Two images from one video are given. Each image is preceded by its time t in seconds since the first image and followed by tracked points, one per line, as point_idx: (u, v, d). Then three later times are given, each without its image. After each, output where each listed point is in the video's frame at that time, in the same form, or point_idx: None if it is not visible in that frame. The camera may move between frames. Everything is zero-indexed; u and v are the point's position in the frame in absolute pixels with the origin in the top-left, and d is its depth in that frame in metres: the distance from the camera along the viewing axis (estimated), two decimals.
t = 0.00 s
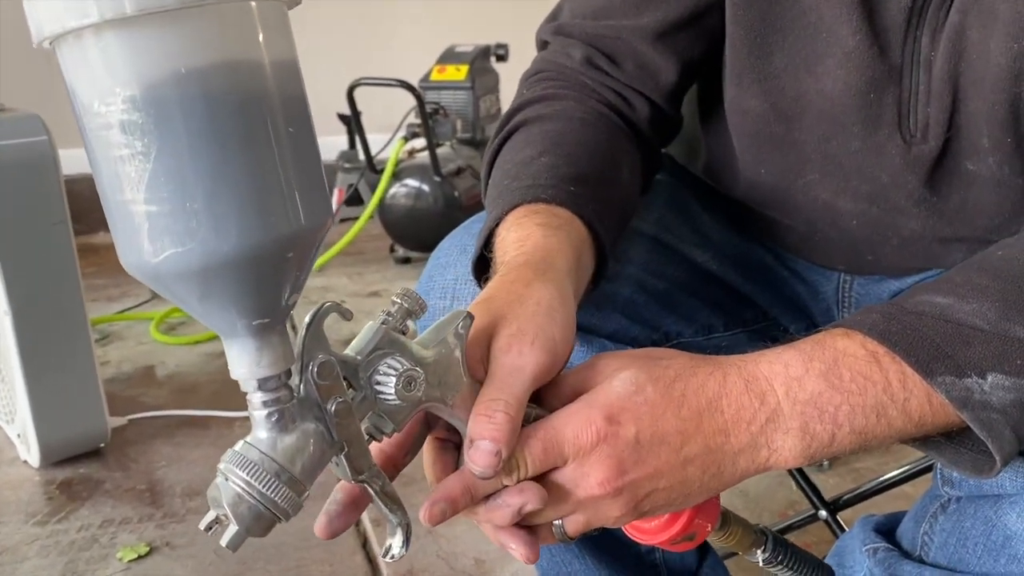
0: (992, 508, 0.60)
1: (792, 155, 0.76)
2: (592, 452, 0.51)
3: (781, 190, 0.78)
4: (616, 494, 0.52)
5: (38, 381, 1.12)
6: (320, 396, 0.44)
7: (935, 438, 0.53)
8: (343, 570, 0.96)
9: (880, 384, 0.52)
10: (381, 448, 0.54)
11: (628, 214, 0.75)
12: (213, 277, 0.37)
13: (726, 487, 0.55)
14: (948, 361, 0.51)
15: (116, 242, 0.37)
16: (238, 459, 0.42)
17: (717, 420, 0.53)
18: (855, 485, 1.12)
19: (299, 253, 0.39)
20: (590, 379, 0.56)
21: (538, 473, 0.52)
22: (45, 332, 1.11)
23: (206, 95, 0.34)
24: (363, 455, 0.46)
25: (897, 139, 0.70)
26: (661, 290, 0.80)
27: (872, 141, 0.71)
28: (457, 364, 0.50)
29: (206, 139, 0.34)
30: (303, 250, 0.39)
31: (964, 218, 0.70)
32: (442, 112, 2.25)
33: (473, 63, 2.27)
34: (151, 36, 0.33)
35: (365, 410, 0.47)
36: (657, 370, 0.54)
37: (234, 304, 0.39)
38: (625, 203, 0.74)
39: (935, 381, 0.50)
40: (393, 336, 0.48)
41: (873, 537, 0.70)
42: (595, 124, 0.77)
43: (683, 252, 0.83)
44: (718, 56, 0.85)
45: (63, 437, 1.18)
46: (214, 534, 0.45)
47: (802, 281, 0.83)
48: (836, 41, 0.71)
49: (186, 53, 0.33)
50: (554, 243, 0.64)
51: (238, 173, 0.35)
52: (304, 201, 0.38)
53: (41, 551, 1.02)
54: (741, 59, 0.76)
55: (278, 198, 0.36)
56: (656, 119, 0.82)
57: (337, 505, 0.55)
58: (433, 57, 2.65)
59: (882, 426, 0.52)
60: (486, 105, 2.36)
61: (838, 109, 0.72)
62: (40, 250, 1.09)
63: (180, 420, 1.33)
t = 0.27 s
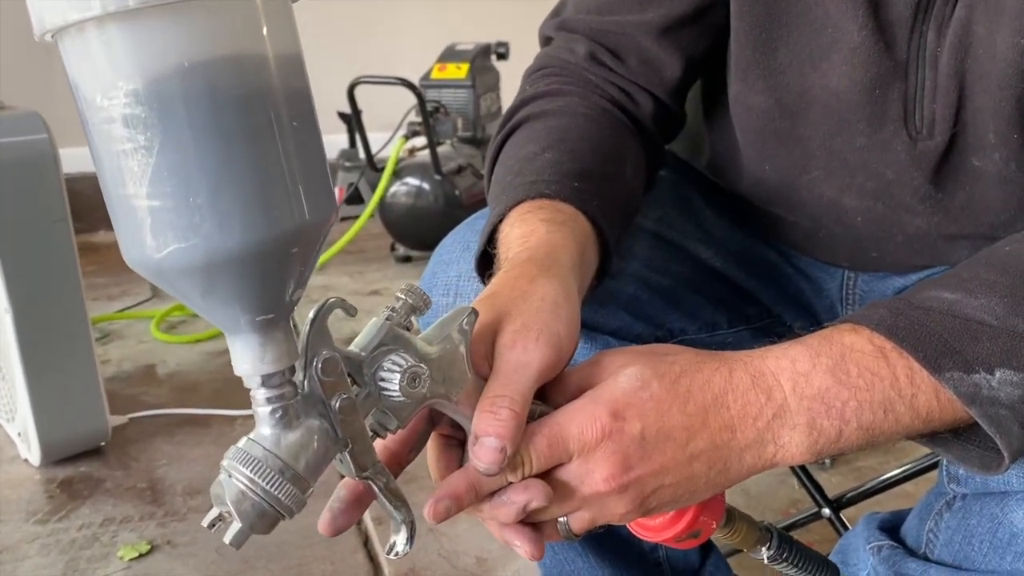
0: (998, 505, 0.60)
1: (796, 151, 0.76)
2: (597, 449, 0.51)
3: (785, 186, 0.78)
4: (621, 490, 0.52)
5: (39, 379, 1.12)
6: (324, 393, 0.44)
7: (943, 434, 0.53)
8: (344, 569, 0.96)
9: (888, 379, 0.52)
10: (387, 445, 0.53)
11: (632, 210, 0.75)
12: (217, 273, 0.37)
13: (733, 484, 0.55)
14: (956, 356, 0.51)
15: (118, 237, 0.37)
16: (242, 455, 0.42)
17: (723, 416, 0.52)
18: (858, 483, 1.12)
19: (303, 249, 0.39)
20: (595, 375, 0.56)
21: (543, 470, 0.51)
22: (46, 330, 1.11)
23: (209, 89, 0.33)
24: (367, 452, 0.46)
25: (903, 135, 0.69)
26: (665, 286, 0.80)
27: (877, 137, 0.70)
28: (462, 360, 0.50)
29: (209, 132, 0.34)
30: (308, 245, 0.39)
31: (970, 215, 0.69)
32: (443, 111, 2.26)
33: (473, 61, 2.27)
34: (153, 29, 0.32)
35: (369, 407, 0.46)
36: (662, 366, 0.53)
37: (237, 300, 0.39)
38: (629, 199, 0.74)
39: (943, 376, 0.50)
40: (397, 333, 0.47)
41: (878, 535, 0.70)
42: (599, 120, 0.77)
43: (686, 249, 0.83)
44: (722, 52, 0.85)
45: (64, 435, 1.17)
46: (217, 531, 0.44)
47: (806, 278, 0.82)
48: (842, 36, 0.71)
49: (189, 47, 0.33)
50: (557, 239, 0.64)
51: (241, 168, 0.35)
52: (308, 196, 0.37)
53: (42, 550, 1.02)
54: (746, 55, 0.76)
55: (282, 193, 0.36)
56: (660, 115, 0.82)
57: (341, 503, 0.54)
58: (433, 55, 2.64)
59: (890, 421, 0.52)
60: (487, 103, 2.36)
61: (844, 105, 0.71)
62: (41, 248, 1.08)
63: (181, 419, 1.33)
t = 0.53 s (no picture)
0: (1002, 503, 0.59)
1: (799, 147, 0.75)
2: (599, 445, 0.50)
3: (787, 183, 0.77)
4: (624, 488, 0.52)
5: (38, 378, 1.11)
6: (324, 390, 0.43)
7: (947, 431, 0.53)
8: (344, 568, 0.95)
9: (892, 375, 0.51)
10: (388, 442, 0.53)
11: (634, 206, 0.74)
12: (215, 268, 0.36)
13: (736, 481, 0.55)
14: (961, 352, 0.50)
15: (115, 231, 0.37)
16: (241, 453, 0.41)
17: (726, 412, 0.52)
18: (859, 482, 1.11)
19: (303, 243, 0.38)
20: (597, 371, 0.55)
21: (545, 467, 0.51)
22: (45, 329, 1.10)
23: (207, 81, 0.33)
24: (367, 449, 0.45)
25: (906, 131, 0.69)
26: (667, 284, 0.79)
27: (880, 133, 0.70)
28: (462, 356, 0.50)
29: (207, 125, 0.33)
30: (307, 239, 0.38)
31: (973, 211, 0.69)
32: (443, 109, 2.23)
33: (473, 59, 2.26)
34: (150, 20, 0.32)
35: (369, 404, 0.46)
36: (664, 362, 0.53)
37: (236, 296, 0.38)
38: (630, 196, 0.73)
39: (948, 373, 0.50)
40: (397, 329, 0.47)
41: (880, 533, 0.70)
42: (600, 115, 0.76)
43: (688, 246, 0.82)
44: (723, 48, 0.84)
45: (63, 434, 1.17)
46: (216, 530, 0.44)
47: (808, 276, 0.82)
48: (844, 32, 0.71)
49: (187, 37, 0.32)
50: (559, 236, 0.64)
51: (240, 161, 0.34)
52: (306, 190, 0.37)
53: (41, 549, 1.01)
54: (748, 51, 0.76)
55: (280, 187, 0.36)
56: (662, 112, 0.81)
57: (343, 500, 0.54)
58: (433, 54, 2.64)
59: (894, 418, 0.52)
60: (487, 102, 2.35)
61: (847, 100, 0.71)
62: (40, 246, 1.08)
63: (180, 417, 1.33)
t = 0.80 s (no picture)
0: (1001, 503, 0.59)
1: (797, 147, 0.75)
2: (597, 444, 0.50)
3: (785, 183, 0.77)
4: (622, 487, 0.52)
5: (36, 379, 1.11)
6: (321, 390, 0.43)
7: (946, 430, 0.53)
8: (343, 569, 0.95)
9: (890, 374, 0.51)
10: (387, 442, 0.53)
11: (632, 206, 0.74)
12: (212, 267, 0.36)
13: (734, 480, 0.55)
14: (959, 351, 0.50)
15: (111, 232, 0.37)
16: (238, 453, 0.41)
17: (724, 411, 0.52)
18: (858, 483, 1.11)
19: (300, 242, 0.38)
20: (595, 371, 0.55)
21: (543, 466, 0.51)
22: (43, 330, 1.10)
23: (203, 80, 0.33)
24: (365, 449, 0.45)
25: (904, 130, 0.69)
26: (665, 284, 0.79)
27: (878, 133, 0.70)
28: (460, 356, 0.50)
29: (204, 124, 0.33)
30: (304, 238, 0.38)
31: (971, 211, 0.69)
32: (441, 110, 2.25)
33: (472, 60, 2.26)
34: (146, 19, 0.32)
35: (367, 404, 0.46)
36: (662, 361, 0.53)
37: (233, 296, 0.38)
38: (628, 196, 0.73)
39: (946, 372, 0.50)
40: (395, 328, 0.47)
41: (879, 533, 0.70)
42: (599, 115, 0.76)
43: (686, 246, 0.82)
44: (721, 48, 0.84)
45: (61, 435, 1.17)
46: (213, 530, 0.44)
47: (806, 276, 0.82)
48: (843, 32, 0.71)
49: (183, 36, 0.32)
50: (557, 235, 0.64)
51: (236, 160, 0.34)
52: (303, 189, 0.37)
53: (39, 550, 1.01)
54: (746, 51, 0.76)
55: (277, 185, 0.36)
56: (660, 112, 0.81)
57: (342, 500, 0.54)
58: (432, 55, 2.64)
59: (892, 416, 0.52)
60: (486, 103, 2.35)
61: (845, 100, 0.71)
62: (38, 247, 1.08)
63: (179, 418, 1.33)
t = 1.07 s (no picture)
0: (995, 508, 0.60)
1: (792, 153, 0.75)
2: (592, 449, 0.51)
3: (780, 189, 0.78)
4: (617, 492, 0.52)
5: (33, 384, 1.11)
6: (316, 396, 0.43)
7: (939, 435, 0.53)
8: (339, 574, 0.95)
9: (883, 379, 0.52)
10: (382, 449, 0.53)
11: (627, 212, 0.75)
12: (207, 274, 0.36)
13: (729, 485, 0.55)
14: (952, 356, 0.51)
15: (107, 238, 0.37)
16: (234, 460, 0.42)
17: (719, 416, 0.52)
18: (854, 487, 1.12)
19: (295, 249, 0.38)
20: (590, 376, 0.56)
21: (538, 472, 0.51)
22: (39, 335, 1.10)
23: (200, 88, 0.33)
24: (361, 455, 0.45)
25: (898, 136, 0.69)
26: (661, 289, 0.80)
27: (872, 139, 0.71)
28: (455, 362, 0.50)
29: (200, 131, 0.34)
30: (299, 245, 0.38)
31: (965, 217, 0.69)
32: (438, 115, 2.24)
33: (469, 65, 2.27)
34: (143, 27, 0.32)
35: (362, 410, 0.46)
36: (657, 366, 0.53)
37: (229, 302, 0.38)
38: (623, 201, 0.74)
39: (939, 377, 0.50)
40: (390, 334, 0.47)
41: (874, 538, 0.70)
42: (594, 121, 0.77)
43: (682, 252, 0.83)
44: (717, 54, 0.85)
45: (57, 440, 1.16)
46: (209, 537, 0.44)
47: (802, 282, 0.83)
48: (837, 38, 0.71)
49: (180, 45, 0.33)
50: (552, 241, 0.64)
51: (232, 167, 0.35)
52: (299, 196, 0.37)
53: (36, 555, 1.01)
54: (741, 57, 0.76)
55: (273, 193, 0.36)
56: (655, 118, 0.82)
57: (340, 507, 0.54)
58: (429, 60, 2.64)
59: (886, 421, 0.52)
60: (483, 107, 2.36)
61: (840, 106, 0.71)
62: (34, 252, 1.08)
63: (176, 423, 1.32)
